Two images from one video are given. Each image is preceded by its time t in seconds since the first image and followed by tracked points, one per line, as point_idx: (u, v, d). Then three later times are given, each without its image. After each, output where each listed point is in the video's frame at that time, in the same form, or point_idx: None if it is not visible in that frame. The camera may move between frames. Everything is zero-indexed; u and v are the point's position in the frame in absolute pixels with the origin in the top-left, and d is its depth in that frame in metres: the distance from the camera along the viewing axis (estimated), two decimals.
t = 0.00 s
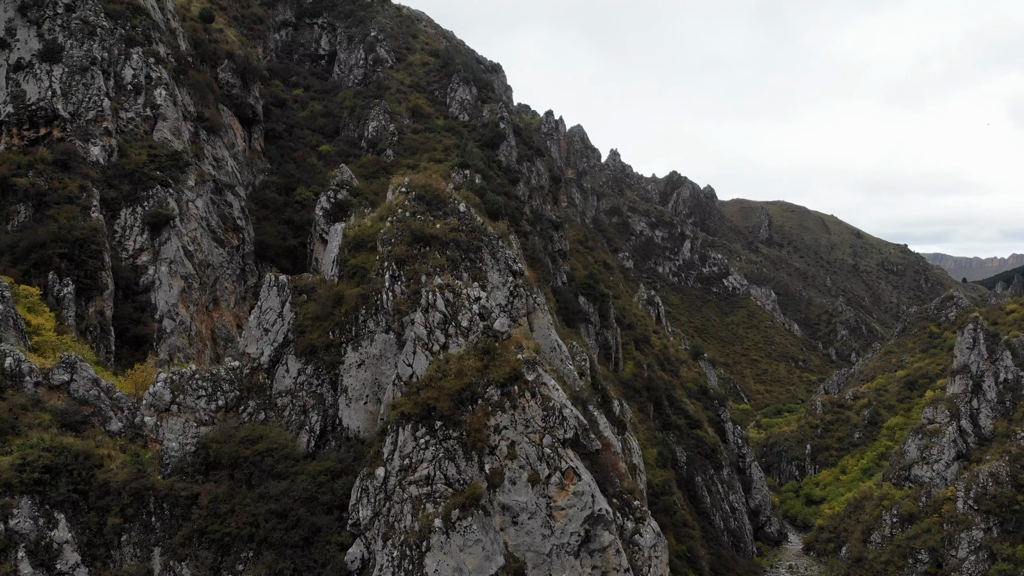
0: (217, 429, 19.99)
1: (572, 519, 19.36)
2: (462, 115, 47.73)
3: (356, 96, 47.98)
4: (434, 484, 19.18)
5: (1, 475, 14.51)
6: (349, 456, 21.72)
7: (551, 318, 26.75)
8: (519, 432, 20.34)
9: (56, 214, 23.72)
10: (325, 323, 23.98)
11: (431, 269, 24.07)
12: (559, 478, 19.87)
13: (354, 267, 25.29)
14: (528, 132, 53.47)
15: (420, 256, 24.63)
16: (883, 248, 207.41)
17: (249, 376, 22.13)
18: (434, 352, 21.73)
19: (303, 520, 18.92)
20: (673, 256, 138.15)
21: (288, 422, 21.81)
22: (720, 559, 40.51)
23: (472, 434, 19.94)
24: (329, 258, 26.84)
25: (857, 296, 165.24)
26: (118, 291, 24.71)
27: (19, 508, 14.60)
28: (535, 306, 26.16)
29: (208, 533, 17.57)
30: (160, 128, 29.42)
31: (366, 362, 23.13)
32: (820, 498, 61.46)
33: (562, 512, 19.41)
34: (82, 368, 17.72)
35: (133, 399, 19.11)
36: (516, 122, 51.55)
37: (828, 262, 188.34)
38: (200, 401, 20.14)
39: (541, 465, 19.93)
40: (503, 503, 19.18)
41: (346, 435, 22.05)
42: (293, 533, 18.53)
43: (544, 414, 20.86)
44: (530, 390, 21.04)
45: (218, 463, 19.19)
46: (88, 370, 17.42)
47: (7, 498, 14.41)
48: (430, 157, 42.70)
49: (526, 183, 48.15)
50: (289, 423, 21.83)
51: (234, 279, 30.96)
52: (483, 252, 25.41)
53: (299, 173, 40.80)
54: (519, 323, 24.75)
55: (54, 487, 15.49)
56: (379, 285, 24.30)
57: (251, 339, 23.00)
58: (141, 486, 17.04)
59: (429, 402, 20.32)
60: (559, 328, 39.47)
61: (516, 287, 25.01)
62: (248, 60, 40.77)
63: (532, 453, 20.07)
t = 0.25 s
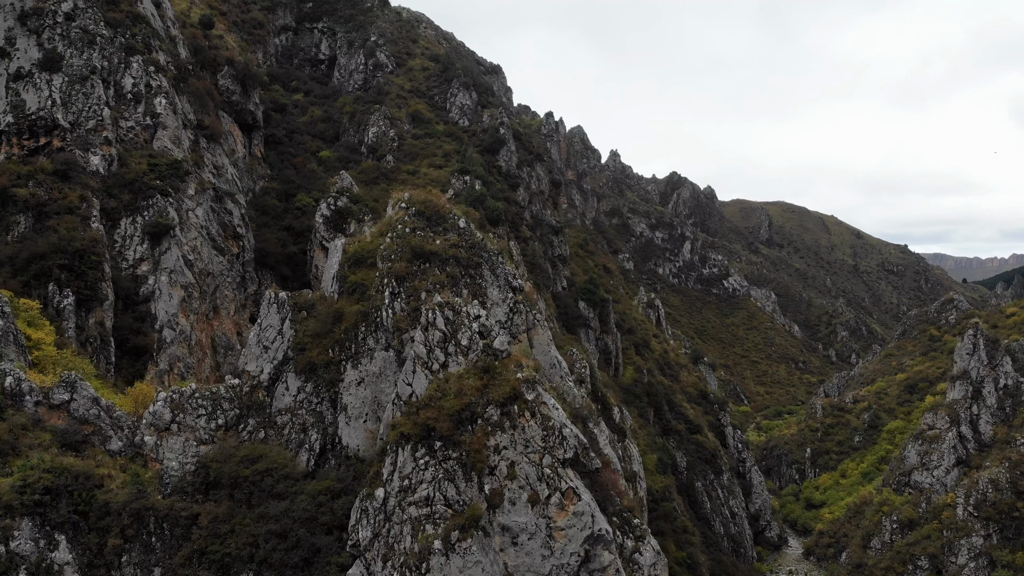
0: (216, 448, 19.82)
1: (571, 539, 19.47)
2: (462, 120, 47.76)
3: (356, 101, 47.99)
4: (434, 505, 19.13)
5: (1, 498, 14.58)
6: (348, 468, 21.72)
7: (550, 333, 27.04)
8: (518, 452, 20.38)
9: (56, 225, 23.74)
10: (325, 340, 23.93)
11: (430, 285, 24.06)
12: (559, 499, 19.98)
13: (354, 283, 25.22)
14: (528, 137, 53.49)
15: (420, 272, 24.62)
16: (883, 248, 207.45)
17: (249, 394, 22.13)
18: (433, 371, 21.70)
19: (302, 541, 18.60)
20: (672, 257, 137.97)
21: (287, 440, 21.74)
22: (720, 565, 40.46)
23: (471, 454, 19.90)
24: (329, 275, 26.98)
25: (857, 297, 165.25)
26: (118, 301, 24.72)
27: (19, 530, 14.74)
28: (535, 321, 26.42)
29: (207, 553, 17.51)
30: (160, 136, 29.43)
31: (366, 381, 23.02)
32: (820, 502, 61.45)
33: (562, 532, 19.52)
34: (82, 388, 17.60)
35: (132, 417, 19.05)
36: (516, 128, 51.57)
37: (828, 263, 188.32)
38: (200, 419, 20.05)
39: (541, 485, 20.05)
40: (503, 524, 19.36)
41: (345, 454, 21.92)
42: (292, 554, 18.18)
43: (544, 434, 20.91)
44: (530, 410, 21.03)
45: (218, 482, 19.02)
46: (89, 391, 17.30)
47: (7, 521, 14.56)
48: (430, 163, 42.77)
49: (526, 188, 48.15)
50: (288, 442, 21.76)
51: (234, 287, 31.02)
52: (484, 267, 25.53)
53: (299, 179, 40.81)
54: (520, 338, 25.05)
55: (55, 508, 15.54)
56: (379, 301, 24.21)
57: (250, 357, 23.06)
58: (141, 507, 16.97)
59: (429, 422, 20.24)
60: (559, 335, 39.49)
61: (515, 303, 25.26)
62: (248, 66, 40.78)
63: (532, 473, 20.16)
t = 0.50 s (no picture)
0: (217, 467, 19.72)
1: (571, 561, 19.18)
2: (462, 125, 47.81)
3: (356, 107, 48.04)
4: (434, 526, 18.91)
5: (2, 521, 14.53)
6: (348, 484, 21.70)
7: (550, 349, 27.28)
8: (518, 472, 20.21)
9: (56, 236, 23.75)
10: (325, 358, 24.10)
11: (431, 302, 24.25)
12: (559, 519, 19.68)
13: (354, 301, 25.36)
14: (528, 142, 53.54)
15: (420, 289, 24.84)
16: (883, 249, 207.41)
17: (249, 413, 22.10)
18: (434, 391, 21.62)
19: (302, 562, 18.54)
20: (673, 259, 137.74)
21: (287, 460, 21.73)
22: (721, 572, 40.43)
23: (471, 475, 19.82)
24: (329, 291, 27.13)
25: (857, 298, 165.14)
26: (118, 312, 24.70)
27: (21, 552, 14.68)
28: (535, 338, 26.68)
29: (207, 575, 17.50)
30: (161, 146, 29.45)
31: (366, 399, 22.96)
32: (820, 506, 61.45)
33: (562, 553, 19.23)
34: (82, 408, 17.63)
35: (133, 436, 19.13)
36: (516, 133, 51.62)
37: (828, 263, 188.29)
38: (201, 439, 19.93)
39: (541, 506, 19.79)
40: (503, 545, 19.08)
41: (345, 473, 21.86)
42: None
43: (544, 454, 20.69)
44: (530, 430, 20.88)
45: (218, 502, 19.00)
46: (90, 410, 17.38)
47: (8, 543, 14.49)
48: (430, 170, 42.80)
49: (526, 194, 48.19)
50: (288, 461, 21.74)
51: (234, 295, 31.15)
52: (484, 284, 25.94)
53: (299, 186, 40.86)
54: (520, 355, 25.45)
55: (56, 530, 15.53)
56: (380, 319, 24.41)
57: (251, 376, 23.00)
58: (142, 527, 16.99)
59: (429, 443, 20.18)
60: (559, 341, 39.47)
61: (515, 320, 25.62)
62: (248, 73, 40.79)
63: (532, 493, 19.97)
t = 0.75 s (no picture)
0: (217, 486, 19.82)
1: None
2: (463, 131, 47.85)
3: (356, 112, 48.06)
4: (434, 548, 18.86)
5: (2, 543, 14.49)
6: (347, 502, 21.60)
7: (550, 366, 27.29)
8: (518, 493, 20.13)
9: (56, 247, 23.76)
10: (324, 376, 24.02)
11: (431, 319, 24.33)
12: (559, 540, 19.56)
13: (354, 317, 25.27)
14: (528, 147, 53.54)
15: (420, 306, 24.90)
16: (883, 250, 207.38)
17: (248, 431, 22.17)
18: (433, 411, 21.69)
19: None
20: (673, 260, 137.54)
21: (287, 478, 21.67)
22: None
23: (471, 496, 19.73)
24: (329, 308, 26.90)
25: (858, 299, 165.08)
26: (118, 322, 24.69)
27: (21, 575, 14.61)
28: (534, 355, 26.77)
29: None
30: (161, 154, 29.46)
31: (365, 418, 22.96)
32: (821, 511, 61.41)
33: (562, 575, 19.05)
34: (83, 426, 17.52)
35: (133, 455, 19.01)
36: (516, 138, 51.62)
37: (828, 264, 188.26)
38: (201, 458, 20.03)
39: (541, 527, 19.71)
40: (502, 567, 18.97)
41: (345, 492, 21.79)
42: None
43: (544, 474, 20.62)
44: (529, 450, 20.82)
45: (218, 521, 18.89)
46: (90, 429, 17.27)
47: (8, 566, 14.44)
48: (430, 175, 42.82)
49: (526, 199, 48.18)
50: (288, 480, 21.68)
51: (235, 302, 31.23)
52: (483, 300, 25.93)
53: (300, 192, 40.89)
54: (520, 372, 25.35)
55: (56, 552, 15.44)
56: (379, 336, 24.39)
57: (251, 394, 23.12)
58: (141, 548, 16.89)
59: (428, 464, 20.13)
60: (559, 348, 39.44)
61: (515, 336, 25.60)
62: (249, 79, 40.77)
63: (531, 514, 19.88)
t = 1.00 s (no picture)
0: (217, 505, 19.86)
1: None
2: (463, 136, 47.92)
3: (356, 118, 48.08)
4: (434, 570, 18.75)
5: (4, 564, 14.01)
6: (348, 516, 21.56)
7: (551, 383, 27.17)
8: (519, 514, 20.16)
9: (56, 258, 23.74)
10: (325, 394, 23.99)
11: (432, 336, 24.31)
12: (559, 561, 19.71)
13: (354, 333, 25.54)
14: (528, 153, 53.54)
15: (420, 322, 24.86)
16: (883, 250, 207.31)
17: (249, 450, 22.24)
18: (434, 430, 21.64)
19: None
20: (673, 261, 137.44)
21: (287, 497, 21.72)
22: None
23: (472, 518, 19.64)
24: (329, 324, 27.20)
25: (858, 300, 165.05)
26: (119, 333, 24.70)
27: None
28: (535, 372, 26.77)
29: None
30: (161, 163, 29.46)
31: (366, 436, 22.92)
32: (821, 515, 61.39)
33: None
34: (84, 446, 17.44)
35: (134, 473, 18.94)
36: (517, 143, 51.63)
37: (829, 265, 188.23)
38: (201, 477, 19.99)
39: (542, 548, 19.75)
40: None
41: (346, 511, 21.74)
42: None
43: (545, 495, 20.69)
44: (530, 471, 20.87)
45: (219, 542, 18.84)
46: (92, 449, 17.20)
47: None
48: (430, 182, 42.85)
49: (526, 205, 48.20)
50: (288, 499, 21.73)
51: (235, 310, 31.27)
52: (484, 317, 25.96)
53: (300, 199, 40.91)
54: (520, 391, 25.45)
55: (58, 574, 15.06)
56: (380, 353, 24.33)
57: (252, 412, 23.11)
58: (143, 569, 16.70)
59: (429, 485, 19.99)
60: (559, 354, 39.43)
61: (516, 353, 25.68)
62: (249, 85, 40.75)
63: (532, 535, 19.87)
